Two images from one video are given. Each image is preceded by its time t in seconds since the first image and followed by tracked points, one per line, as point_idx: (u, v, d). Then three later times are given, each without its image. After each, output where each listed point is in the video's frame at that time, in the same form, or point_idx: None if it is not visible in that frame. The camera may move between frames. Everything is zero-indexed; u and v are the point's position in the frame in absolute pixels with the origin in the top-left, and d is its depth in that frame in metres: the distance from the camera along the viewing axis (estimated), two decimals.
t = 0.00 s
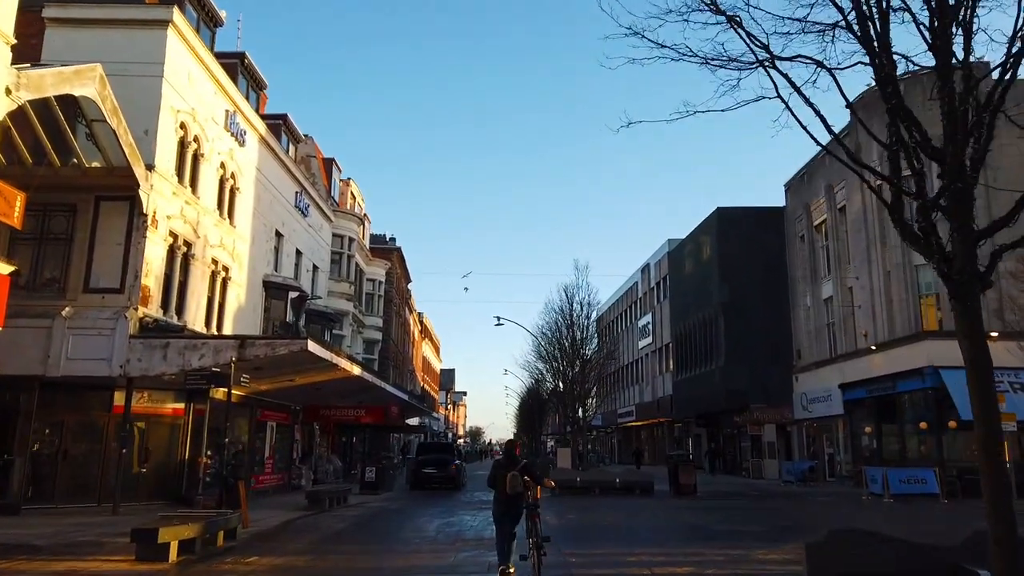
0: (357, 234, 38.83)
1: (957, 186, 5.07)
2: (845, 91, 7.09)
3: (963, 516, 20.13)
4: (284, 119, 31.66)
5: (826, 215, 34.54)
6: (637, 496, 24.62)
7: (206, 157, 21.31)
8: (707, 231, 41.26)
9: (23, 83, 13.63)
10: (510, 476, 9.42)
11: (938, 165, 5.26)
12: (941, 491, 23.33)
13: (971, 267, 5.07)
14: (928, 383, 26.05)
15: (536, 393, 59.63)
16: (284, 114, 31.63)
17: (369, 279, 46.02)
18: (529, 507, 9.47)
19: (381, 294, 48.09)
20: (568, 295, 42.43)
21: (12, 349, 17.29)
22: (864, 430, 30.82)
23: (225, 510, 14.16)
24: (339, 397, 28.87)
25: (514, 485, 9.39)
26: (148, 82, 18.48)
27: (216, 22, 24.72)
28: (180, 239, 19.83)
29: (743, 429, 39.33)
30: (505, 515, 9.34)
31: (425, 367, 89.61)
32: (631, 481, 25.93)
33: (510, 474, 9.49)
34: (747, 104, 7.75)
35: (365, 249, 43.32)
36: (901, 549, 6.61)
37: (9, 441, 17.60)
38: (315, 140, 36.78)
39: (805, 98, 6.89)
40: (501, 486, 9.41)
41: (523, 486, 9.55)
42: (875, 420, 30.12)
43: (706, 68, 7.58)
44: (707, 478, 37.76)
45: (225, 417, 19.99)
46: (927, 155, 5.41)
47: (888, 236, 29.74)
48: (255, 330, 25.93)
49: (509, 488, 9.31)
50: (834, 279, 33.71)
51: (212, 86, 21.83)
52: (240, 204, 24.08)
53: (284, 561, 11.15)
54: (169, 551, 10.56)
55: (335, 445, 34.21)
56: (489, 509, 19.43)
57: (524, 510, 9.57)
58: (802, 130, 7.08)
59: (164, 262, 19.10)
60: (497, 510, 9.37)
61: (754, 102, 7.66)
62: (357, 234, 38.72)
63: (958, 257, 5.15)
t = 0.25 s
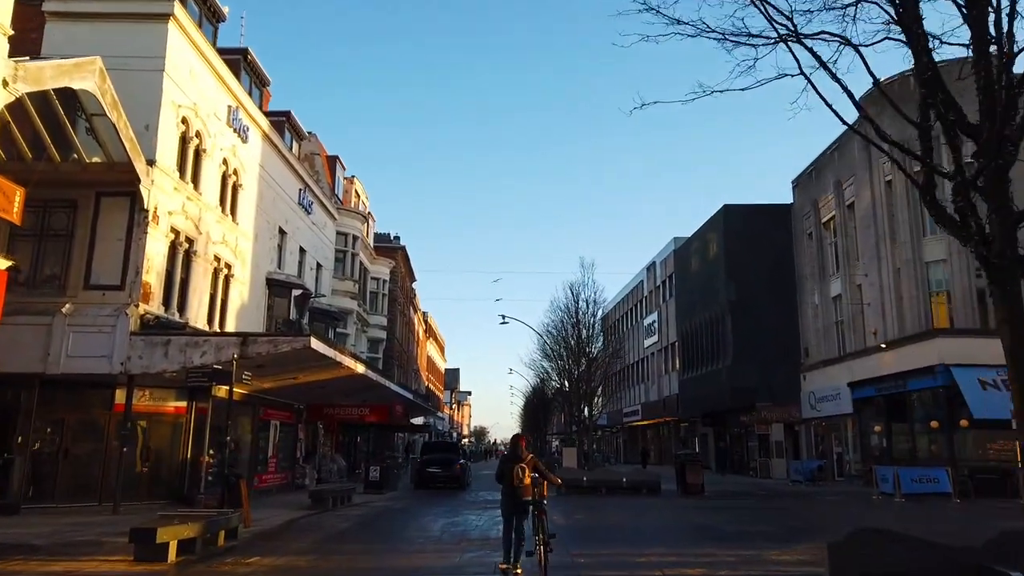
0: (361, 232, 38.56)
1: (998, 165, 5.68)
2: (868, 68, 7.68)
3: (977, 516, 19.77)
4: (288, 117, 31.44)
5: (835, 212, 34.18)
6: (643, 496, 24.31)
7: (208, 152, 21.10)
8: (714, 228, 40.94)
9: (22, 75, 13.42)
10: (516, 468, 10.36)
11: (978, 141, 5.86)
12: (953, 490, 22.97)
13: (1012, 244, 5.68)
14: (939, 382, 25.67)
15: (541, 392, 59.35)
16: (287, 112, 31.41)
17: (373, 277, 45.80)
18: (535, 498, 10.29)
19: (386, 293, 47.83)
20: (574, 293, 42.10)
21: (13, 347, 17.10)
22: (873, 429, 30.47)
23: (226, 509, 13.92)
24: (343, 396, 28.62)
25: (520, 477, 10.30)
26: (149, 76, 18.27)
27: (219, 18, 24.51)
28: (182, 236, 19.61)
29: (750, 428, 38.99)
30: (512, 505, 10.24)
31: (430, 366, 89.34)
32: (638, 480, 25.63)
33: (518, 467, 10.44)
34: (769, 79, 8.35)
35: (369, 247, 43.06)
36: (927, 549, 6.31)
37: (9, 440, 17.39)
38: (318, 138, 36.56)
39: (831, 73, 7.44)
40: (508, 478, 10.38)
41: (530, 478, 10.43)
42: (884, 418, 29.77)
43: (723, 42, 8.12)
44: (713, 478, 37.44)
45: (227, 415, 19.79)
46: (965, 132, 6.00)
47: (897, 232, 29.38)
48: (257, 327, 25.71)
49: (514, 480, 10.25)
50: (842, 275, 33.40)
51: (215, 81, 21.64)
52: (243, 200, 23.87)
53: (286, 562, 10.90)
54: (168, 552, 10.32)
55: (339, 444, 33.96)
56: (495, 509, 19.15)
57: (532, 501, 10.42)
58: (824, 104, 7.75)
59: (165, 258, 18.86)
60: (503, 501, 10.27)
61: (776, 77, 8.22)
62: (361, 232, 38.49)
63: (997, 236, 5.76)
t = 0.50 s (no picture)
0: (366, 230, 38.28)
1: None
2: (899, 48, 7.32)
3: (995, 519, 19.35)
4: (292, 114, 31.17)
5: (845, 210, 33.75)
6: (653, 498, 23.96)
7: (211, 149, 20.81)
8: (722, 226, 40.56)
9: (19, 68, 13.06)
10: (524, 473, 10.03)
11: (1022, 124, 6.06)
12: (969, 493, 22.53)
13: None
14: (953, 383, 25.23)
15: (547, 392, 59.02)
16: (292, 109, 31.16)
17: (378, 276, 45.53)
18: (545, 502, 10.00)
19: (391, 292, 47.55)
20: (581, 292, 41.71)
21: (12, 347, 16.82)
22: (885, 429, 30.04)
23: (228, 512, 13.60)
24: (348, 396, 28.33)
25: (528, 482, 9.97)
26: (151, 71, 17.98)
27: (222, 13, 24.24)
28: (184, 234, 19.32)
29: (759, 428, 38.57)
30: (520, 510, 10.00)
31: (436, 365, 89.08)
32: (647, 482, 25.28)
33: (526, 471, 10.11)
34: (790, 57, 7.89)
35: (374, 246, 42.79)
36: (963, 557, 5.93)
37: (9, 441, 17.12)
38: (323, 135, 36.29)
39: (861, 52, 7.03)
40: (517, 482, 10.07)
41: (539, 482, 10.11)
42: (896, 419, 29.34)
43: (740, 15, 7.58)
44: (722, 479, 37.07)
45: (230, 416, 19.51)
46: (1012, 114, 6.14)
47: (909, 230, 28.93)
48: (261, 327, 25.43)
49: (523, 485, 9.95)
50: (852, 274, 32.97)
51: (218, 77, 21.35)
52: (246, 198, 23.59)
53: (287, 568, 10.57)
54: (166, 557, 10.00)
55: (344, 444, 33.68)
56: (501, 512, 18.81)
57: (541, 506, 10.16)
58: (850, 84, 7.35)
59: (167, 256, 18.57)
60: (512, 507, 10.03)
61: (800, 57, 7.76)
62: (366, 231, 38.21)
63: None
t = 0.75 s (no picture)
0: (369, 228, 38.04)
1: None
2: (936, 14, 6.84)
3: (1008, 518, 19.04)
4: (294, 110, 30.93)
5: (853, 206, 33.39)
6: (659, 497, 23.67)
7: (212, 144, 20.57)
8: (727, 223, 40.23)
9: (14, 59, 12.58)
10: (529, 468, 9.81)
11: None
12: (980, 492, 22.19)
13: None
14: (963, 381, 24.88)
15: (551, 391, 58.76)
16: (294, 105, 30.92)
17: (381, 274, 45.30)
18: (550, 497, 9.77)
19: (394, 290, 47.31)
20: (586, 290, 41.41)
21: (9, 343, 16.58)
22: (892, 428, 29.69)
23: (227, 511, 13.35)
24: (350, 394, 28.09)
25: (533, 476, 9.76)
26: (150, 64, 17.73)
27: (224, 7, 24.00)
28: (184, 229, 19.08)
29: (765, 427, 38.23)
30: (525, 504, 9.80)
31: (439, 364, 88.91)
32: (654, 481, 24.99)
33: (531, 465, 9.89)
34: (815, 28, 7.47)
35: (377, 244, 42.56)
36: (993, 557, 5.61)
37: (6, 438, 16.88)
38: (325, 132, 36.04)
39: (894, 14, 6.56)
40: (522, 477, 9.86)
41: (544, 477, 9.89)
42: (904, 417, 29.00)
43: None
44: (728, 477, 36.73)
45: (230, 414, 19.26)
46: None
47: (918, 227, 28.56)
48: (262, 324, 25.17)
49: (527, 480, 9.72)
50: (860, 271, 32.61)
51: (219, 71, 21.11)
52: (247, 194, 23.34)
53: (286, 568, 10.29)
54: (162, 557, 9.73)
55: (346, 443, 33.43)
56: (505, 511, 18.53)
57: (546, 501, 9.95)
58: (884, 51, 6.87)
59: (167, 252, 18.32)
60: (518, 500, 9.79)
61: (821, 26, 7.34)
62: (369, 228, 37.95)
63: None
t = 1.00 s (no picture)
0: (374, 226, 37.72)
1: None
2: None
3: None
4: (298, 107, 30.62)
5: (863, 203, 32.93)
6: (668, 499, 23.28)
7: (213, 140, 20.26)
8: (735, 221, 39.80)
9: (7, 51, 12.34)
10: (538, 469, 9.47)
11: None
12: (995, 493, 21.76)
13: None
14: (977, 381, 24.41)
15: (557, 391, 58.39)
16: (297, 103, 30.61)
17: (386, 273, 44.98)
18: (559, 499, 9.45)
19: (399, 289, 46.99)
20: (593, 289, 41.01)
21: (7, 342, 16.31)
22: (903, 428, 29.24)
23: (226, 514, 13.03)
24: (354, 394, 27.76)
25: (542, 478, 9.42)
26: (149, 59, 17.43)
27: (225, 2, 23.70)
28: (184, 226, 18.77)
29: (773, 427, 37.80)
30: (536, 506, 9.48)
31: (445, 363, 88.64)
32: (662, 482, 24.61)
33: (540, 467, 9.55)
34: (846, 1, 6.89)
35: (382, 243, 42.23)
36: None
37: (4, 439, 16.61)
38: (329, 130, 35.71)
39: None
40: (531, 478, 9.51)
41: (553, 479, 9.55)
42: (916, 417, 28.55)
43: None
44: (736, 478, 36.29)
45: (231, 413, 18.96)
46: None
47: (931, 224, 28.07)
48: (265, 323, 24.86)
49: (536, 482, 9.39)
50: (871, 268, 32.15)
51: (220, 66, 20.79)
52: (249, 191, 23.02)
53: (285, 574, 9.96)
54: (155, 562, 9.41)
55: (351, 443, 33.12)
56: (511, 513, 18.16)
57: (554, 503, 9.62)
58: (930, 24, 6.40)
59: (167, 249, 18.03)
60: (526, 503, 9.45)
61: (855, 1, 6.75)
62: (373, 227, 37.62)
63: None
